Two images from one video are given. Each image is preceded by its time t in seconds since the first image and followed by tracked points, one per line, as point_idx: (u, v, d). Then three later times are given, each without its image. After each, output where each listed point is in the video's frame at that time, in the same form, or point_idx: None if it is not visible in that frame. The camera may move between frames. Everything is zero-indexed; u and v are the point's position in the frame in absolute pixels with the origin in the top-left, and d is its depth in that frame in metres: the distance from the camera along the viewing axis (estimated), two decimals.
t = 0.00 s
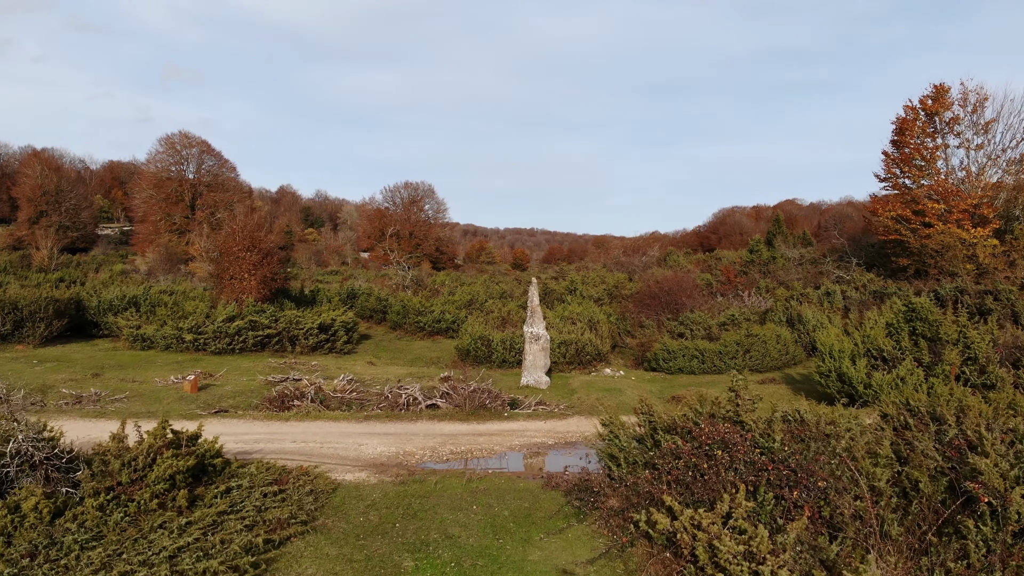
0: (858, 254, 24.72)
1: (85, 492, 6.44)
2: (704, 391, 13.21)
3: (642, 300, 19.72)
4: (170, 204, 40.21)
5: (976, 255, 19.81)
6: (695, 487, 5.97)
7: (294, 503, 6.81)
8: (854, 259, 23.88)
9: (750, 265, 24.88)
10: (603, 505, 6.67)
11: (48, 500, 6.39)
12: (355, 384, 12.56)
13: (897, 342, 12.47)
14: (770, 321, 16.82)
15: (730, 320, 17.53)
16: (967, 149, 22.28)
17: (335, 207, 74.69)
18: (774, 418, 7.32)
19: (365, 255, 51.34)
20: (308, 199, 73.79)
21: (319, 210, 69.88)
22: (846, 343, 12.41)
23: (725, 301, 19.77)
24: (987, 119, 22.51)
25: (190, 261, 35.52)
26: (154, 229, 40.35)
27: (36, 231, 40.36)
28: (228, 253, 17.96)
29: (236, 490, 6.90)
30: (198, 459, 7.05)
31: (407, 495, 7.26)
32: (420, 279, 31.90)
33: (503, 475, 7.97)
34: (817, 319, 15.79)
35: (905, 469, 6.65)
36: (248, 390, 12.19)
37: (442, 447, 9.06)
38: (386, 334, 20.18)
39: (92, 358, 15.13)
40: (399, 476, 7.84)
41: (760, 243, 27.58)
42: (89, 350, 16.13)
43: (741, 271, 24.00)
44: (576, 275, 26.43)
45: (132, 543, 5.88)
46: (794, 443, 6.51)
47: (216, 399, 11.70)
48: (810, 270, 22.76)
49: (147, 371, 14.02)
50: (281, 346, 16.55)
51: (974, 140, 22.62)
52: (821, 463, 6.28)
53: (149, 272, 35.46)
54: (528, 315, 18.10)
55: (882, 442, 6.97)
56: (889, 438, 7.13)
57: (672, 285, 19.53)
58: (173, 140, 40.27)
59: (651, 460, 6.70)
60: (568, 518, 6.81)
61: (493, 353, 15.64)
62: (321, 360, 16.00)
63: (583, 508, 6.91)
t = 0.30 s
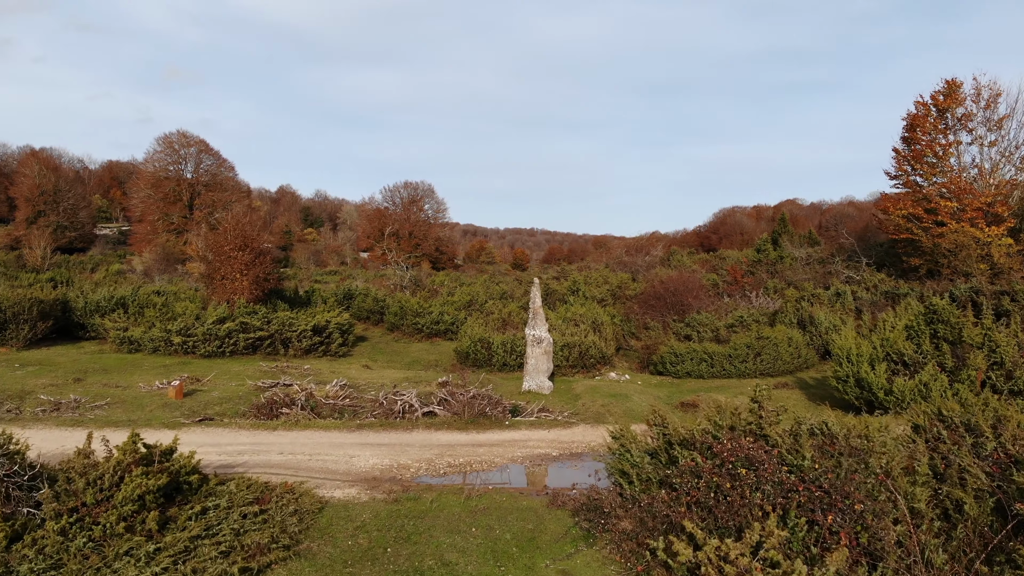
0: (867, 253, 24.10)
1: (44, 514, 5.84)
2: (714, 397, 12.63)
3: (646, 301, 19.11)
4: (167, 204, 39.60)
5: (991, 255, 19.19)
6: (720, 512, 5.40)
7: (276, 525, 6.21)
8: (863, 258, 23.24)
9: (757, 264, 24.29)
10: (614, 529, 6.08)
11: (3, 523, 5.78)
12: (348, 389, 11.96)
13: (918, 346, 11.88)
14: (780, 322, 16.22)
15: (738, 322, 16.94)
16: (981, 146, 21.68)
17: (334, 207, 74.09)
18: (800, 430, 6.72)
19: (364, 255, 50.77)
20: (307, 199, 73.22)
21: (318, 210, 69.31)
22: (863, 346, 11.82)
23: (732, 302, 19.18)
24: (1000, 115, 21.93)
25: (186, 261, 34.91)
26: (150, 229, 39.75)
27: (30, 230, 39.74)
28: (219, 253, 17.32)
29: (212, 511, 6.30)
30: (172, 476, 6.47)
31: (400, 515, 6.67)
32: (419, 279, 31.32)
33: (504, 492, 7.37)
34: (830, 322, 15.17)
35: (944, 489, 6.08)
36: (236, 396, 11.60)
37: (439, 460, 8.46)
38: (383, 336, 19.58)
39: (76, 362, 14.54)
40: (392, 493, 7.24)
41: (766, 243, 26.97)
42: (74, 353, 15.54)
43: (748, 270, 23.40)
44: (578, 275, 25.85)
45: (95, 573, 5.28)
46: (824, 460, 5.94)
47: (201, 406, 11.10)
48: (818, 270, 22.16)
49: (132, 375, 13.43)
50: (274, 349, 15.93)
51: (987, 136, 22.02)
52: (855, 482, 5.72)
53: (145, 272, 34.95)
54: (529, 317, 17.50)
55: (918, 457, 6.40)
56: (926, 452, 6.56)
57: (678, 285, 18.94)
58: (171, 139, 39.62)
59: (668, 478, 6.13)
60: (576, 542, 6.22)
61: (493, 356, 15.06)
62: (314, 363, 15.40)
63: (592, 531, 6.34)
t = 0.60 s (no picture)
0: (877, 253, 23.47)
1: None
2: (725, 404, 12.04)
3: (651, 302, 18.51)
4: (165, 203, 39.04)
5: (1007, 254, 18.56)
6: (750, 544, 4.81)
7: (253, 554, 5.59)
8: (873, 258, 22.59)
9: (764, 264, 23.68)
10: (629, 558, 5.48)
11: None
12: (341, 397, 11.36)
13: (941, 350, 11.29)
14: (792, 325, 15.62)
15: (747, 324, 16.34)
16: (995, 143, 21.07)
17: (333, 207, 73.61)
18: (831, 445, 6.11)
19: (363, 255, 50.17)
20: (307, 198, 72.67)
21: (317, 210, 68.74)
22: (884, 350, 11.21)
23: (740, 303, 18.58)
24: (1015, 111, 21.32)
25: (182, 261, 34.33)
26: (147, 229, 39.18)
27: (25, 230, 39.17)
28: (210, 253, 16.70)
29: (184, 539, 5.67)
30: (139, 499, 5.86)
31: (392, 541, 6.06)
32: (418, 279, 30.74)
33: (506, 513, 6.76)
34: (845, 325, 14.57)
35: (993, 513, 5.49)
36: (222, 404, 10.99)
37: (435, 476, 7.85)
38: (379, 338, 18.97)
39: (59, 366, 13.93)
40: (383, 514, 6.63)
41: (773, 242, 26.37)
42: (58, 357, 14.93)
43: (755, 271, 22.79)
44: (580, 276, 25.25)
45: None
46: (862, 482, 5.36)
47: (185, 414, 10.49)
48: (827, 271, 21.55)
49: (115, 381, 12.82)
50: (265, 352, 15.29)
51: (1001, 133, 21.42)
52: (899, 508, 5.11)
53: (141, 272, 34.43)
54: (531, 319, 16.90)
55: (962, 477, 5.82)
56: (969, 471, 5.96)
57: (684, 286, 18.33)
58: (168, 138, 39.08)
59: (688, 502, 5.56)
60: (587, 572, 5.61)
61: (493, 360, 14.47)
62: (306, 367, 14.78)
63: (604, 560, 5.73)
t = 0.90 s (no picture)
0: (887, 253, 22.84)
1: None
2: (738, 413, 11.44)
3: (657, 304, 17.91)
4: (162, 203, 38.46)
5: None
6: None
7: None
8: (885, 260, 21.95)
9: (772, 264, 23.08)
10: None
11: None
12: (333, 406, 10.75)
13: (967, 357, 10.69)
14: (804, 328, 15.01)
15: (758, 327, 15.71)
16: (1010, 140, 20.46)
17: (332, 207, 72.99)
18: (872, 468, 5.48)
19: (362, 255, 49.58)
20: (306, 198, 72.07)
21: (317, 209, 68.17)
22: (907, 355, 10.62)
23: (749, 305, 17.99)
24: None
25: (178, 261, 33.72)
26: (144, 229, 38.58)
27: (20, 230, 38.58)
28: (199, 253, 16.11)
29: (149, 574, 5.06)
30: (100, 528, 5.27)
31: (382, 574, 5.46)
32: (416, 278, 30.13)
33: (507, 540, 6.16)
34: (861, 329, 13.98)
35: None
36: (207, 413, 10.38)
37: (431, 495, 7.24)
38: (376, 341, 18.35)
39: (40, 372, 13.33)
40: (373, 542, 6.03)
41: (780, 242, 25.75)
42: (40, 362, 14.32)
43: (763, 271, 22.17)
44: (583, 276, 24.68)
45: None
46: (911, 515, 4.78)
47: (167, 425, 9.88)
48: (837, 271, 20.94)
49: (97, 388, 12.22)
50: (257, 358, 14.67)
51: (1015, 131, 20.80)
52: (958, 546, 4.49)
53: (136, 272, 33.88)
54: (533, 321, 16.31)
55: (1017, 503, 5.23)
56: None
57: (691, 288, 17.72)
58: (166, 137, 38.69)
59: (714, 535, 5.01)
60: None
61: (494, 365, 13.87)
62: (298, 372, 14.17)
63: None
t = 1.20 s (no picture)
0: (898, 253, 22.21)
1: None
2: (753, 423, 10.84)
3: (664, 307, 17.29)
4: (159, 202, 37.89)
5: None
6: None
7: None
8: (897, 260, 21.29)
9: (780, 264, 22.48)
10: None
11: None
12: (325, 416, 10.14)
13: (997, 364, 10.09)
14: (818, 332, 14.41)
15: (769, 330, 15.09)
16: None
17: (331, 207, 72.35)
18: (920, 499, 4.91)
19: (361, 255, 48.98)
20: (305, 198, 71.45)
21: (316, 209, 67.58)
22: (933, 362, 10.01)
23: (758, 308, 17.39)
24: None
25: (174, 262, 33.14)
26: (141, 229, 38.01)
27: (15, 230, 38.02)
28: (188, 254, 15.50)
29: None
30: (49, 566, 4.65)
31: None
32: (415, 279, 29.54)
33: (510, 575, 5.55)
34: (878, 333, 13.39)
35: None
36: (190, 425, 9.78)
37: (426, 519, 6.63)
38: (372, 345, 17.72)
39: (19, 379, 12.73)
40: None
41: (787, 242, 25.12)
42: (21, 368, 13.70)
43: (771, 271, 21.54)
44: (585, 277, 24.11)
45: None
46: (973, 557, 4.15)
47: (146, 438, 9.28)
48: (848, 272, 20.34)
49: (76, 396, 11.61)
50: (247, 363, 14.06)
51: None
52: None
53: (132, 273, 33.29)
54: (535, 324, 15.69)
55: None
56: None
57: (698, 290, 17.12)
58: (164, 136, 38.22)
59: None
60: None
61: (494, 371, 13.27)
62: (290, 378, 13.55)
63: None
